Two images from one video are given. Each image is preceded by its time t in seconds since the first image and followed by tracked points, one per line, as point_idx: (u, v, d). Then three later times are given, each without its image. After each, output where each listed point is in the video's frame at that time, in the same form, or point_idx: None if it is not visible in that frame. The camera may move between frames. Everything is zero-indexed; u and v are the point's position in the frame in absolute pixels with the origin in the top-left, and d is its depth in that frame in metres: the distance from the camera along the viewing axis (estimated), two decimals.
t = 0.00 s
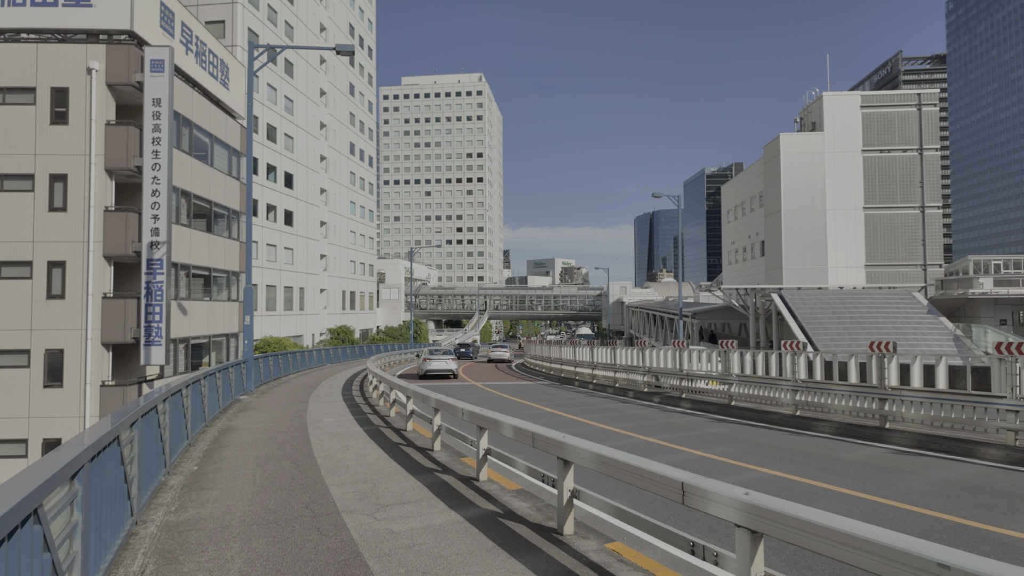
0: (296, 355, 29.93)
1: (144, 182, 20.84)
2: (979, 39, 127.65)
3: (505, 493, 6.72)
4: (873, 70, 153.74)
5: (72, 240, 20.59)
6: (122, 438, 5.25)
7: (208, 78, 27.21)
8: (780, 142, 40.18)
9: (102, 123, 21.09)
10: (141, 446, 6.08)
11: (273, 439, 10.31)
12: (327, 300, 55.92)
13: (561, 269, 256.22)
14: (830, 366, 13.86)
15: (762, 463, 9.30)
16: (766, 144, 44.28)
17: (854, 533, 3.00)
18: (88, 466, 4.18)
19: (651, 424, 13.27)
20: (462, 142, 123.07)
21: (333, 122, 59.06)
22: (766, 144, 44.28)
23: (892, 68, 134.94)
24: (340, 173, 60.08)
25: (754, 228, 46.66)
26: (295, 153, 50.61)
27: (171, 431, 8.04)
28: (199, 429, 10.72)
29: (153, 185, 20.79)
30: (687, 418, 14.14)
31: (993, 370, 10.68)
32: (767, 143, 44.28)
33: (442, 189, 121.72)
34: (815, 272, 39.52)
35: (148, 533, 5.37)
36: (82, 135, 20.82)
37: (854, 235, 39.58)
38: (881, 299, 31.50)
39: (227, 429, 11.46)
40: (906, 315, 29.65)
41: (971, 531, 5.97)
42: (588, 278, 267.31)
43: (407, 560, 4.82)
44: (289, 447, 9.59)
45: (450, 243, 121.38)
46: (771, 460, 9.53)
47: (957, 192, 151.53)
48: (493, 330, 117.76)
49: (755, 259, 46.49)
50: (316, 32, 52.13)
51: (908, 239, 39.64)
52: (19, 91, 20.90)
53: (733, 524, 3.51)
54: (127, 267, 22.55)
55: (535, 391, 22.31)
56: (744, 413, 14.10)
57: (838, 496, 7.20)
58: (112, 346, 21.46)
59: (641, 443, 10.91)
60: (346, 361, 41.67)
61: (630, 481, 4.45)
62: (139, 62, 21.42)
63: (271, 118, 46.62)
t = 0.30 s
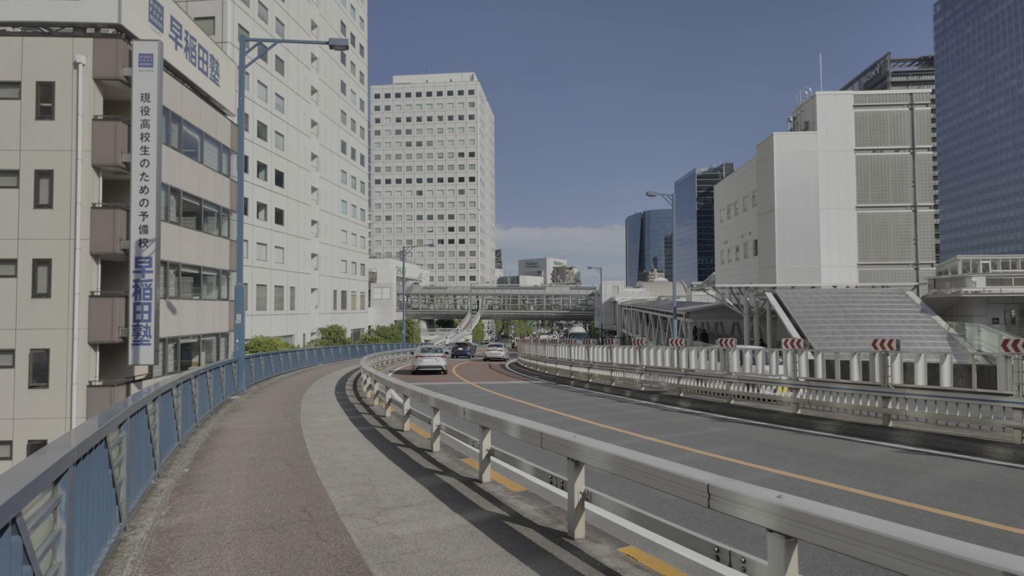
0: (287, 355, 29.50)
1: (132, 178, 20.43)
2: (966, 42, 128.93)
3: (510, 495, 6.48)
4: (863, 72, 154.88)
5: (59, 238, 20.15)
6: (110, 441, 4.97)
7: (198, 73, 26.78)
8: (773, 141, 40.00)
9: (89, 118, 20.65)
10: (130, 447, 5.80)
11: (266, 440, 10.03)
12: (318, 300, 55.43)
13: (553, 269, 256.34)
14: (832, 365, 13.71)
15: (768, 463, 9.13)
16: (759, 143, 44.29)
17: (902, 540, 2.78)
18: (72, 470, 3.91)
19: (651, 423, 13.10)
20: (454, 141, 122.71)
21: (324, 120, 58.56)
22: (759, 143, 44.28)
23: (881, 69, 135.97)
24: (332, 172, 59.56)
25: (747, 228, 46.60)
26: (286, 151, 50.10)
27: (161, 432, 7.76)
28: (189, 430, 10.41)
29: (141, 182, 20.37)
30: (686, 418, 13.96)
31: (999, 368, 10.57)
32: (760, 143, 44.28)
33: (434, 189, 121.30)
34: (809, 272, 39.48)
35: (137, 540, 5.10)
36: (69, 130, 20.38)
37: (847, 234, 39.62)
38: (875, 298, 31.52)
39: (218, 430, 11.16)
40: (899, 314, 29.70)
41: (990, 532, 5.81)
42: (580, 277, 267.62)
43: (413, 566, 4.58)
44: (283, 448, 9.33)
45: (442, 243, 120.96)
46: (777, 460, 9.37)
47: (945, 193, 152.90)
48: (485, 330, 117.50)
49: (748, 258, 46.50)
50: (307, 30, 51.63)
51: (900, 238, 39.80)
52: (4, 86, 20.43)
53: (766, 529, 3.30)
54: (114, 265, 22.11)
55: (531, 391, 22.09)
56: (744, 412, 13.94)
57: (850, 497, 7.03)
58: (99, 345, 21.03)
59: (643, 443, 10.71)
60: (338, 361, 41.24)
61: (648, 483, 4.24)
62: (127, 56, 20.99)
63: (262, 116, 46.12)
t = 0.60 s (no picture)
0: (278, 356, 29.09)
1: (120, 176, 20.02)
2: (954, 44, 130.15)
3: (515, 502, 6.23)
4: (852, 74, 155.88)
5: (44, 236, 19.67)
6: (94, 449, 4.68)
7: (188, 70, 26.34)
8: (767, 142, 39.90)
9: (76, 114, 20.21)
10: (116, 455, 5.50)
11: (259, 444, 9.73)
12: (309, 300, 54.94)
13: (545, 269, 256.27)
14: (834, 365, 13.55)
15: (774, 466, 8.94)
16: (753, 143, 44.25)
17: (958, 558, 2.56)
18: (52, 483, 3.62)
19: (652, 425, 12.88)
20: (446, 141, 122.32)
21: (316, 119, 58.05)
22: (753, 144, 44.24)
23: (870, 71, 136.94)
24: (323, 171, 59.06)
25: (740, 228, 46.57)
26: (277, 150, 49.60)
27: (150, 436, 7.46)
28: (179, 433, 10.08)
29: (130, 180, 19.97)
30: (686, 419, 13.76)
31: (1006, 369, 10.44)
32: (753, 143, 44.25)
33: (426, 189, 120.83)
34: (802, 272, 39.49)
35: (123, 554, 4.81)
36: (55, 127, 19.90)
37: (841, 235, 39.65)
38: (870, 298, 31.50)
39: (209, 433, 10.82)
40: (894, 314, 29.70)
41: (1012, 539, 5.62)
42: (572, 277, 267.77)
43: None
44: (277, 452, 9.03)
45: (434, 242, 120.52)
46: (783, 463, 9.18)
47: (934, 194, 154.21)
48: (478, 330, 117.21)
49: (741, 258, 46.48)
50: (299, 27, 51.13)
51: (893, 238, 39.88)
52: None
53: (804, 545, 3.07)
54: (102, 264, 21.65)
55: (526, 392, 21.85)
56: (744, 413, 13.78)
57: (863, 502, 6.83)
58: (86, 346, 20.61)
59: (645, 446, 10.50)
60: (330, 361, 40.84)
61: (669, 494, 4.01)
62: (115, 51, 20.55)
63: (252, 114, 45.59)
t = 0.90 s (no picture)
0: (274, 356, 28.74)
1: (113, 174, 19.65)
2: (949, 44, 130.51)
3: (525, 510, 5.94)
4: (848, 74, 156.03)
5: (35, 235, 19.29)
6: (80, 458, 4.38)
7: (183, 67, 25.98)
8: (766, 141, 39.80)
9: (68, 111, 19.83)
10: (104, 463, 5.20)
11: (255, 447, 9.41)
12: (305, 300, 54.52)
13: (542, 269, 256.06)
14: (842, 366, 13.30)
15: (787, 470, 8.70)
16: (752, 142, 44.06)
17: None
18: (31, 498, 3.34)
19: (657, 427, 12.64)
20: (442, 140, 121.90)
21: (312, 118, 57.64)
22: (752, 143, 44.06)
23: (866, 72, 137.08)
24: (319, 170, 58.66)
25: (739, 227, 46.39)
26: (272, 148, 49.18)
27: (142, 441, 7.15)
28: (173, 437, 9.78)
29: (123, 178, 19.61)
30: (691, 421, 13.50)
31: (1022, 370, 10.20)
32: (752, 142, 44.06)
33: (422, 188, 120.41)
34: (801, 271, 39.37)
35: (112, 569, 4.52)
36: (46, 123, 19.50)
37: (840, 234, 39.51)
38: (870, 298, 31.35)
39: (203, 436, 10.50)
40: (895, 314, 29.57)
41: None
42: (568, 277, 267.56)
43: None
44: (274, 456, 8.73)
45: (430, 242, 120.12)
46: (795, 466, 8.93)
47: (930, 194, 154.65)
48: (474, 330, 116.75)
49: (740, 258, 46.32)
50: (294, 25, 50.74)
51: (893, 238, 39.69)
52: None
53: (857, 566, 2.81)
54: (94, 264, 21.27)
55: (526, 392, 21.59)
56: (750, 415, 13.55)
57: (884, 508, 6.60)
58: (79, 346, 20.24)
59: (652, 449, 10.25)
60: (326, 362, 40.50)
61: (696, 506, 3.75)
62: (108, 47, 20.18)
63: (248, 113, 45.16)
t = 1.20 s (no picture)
0: (269, 357, 28.39)
1: (105, 171, 19.30)
2: (943, 46, 131.03)
3: (535, 519, 5.70)
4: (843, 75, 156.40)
5: (25, 233, 18.91)
6: (66, 469, 4.12)
7: (176, 64, 25.64)
8: (764, 140, 39.73)
9: (60, 108, 19.48)
10: (93, 472, 4.92)
11: (250, 452, 9.14)
12: (300, 300, 54.12)
13: (537, 269, 256.02)
14: (849, 367, 13.07)
15: (798, 474, 8.49)
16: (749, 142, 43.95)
17: None
18: (9, 515, 3.07)
19: (661, 429, 12.43)
20: (438, 139, 121.51)
21: (307, 116, 57.26)
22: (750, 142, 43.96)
23: (861, 73, 137.42)
24: (314, 169, 58.25)
25: (736, 227, 46.28)
26: (267, 147, 48.79)
27: (133, 445, 6.87)
28: (166, 441, 9.49)
29: (115, 175, 19.26)
30: (696, 423, 13.27)
31: None
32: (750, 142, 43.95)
33: (417, 188, 120.02)
34: (799, 271, 39.29)
35: None
36: (37, 120, 19.16)
37: (838, 235, 39.43)
38: (869, 298, 31.27)
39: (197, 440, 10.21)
40: (894, 314, 29.50)
41: None
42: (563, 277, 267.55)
43: None
44: (271, 461, 8.46)
45: (425, 242, 119.75)
46: (806, 470, 8.73)
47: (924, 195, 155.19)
48: (470, 330, 116.33)
49: (737, 258, 46.19)
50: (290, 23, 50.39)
51: (890, 238, 39.62)
52: None
53: None
54: (86, 263, 20.91)
55: (526, 393, 21.34)
56: (755, 416, 13.34)
57: (904, 516, 6.39)
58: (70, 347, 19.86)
59: (659, 452, 10.02)
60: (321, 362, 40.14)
61: (726, 519, 3.52)
62: (100, 43, 19.83)
63: (242, 111, 44.78)
